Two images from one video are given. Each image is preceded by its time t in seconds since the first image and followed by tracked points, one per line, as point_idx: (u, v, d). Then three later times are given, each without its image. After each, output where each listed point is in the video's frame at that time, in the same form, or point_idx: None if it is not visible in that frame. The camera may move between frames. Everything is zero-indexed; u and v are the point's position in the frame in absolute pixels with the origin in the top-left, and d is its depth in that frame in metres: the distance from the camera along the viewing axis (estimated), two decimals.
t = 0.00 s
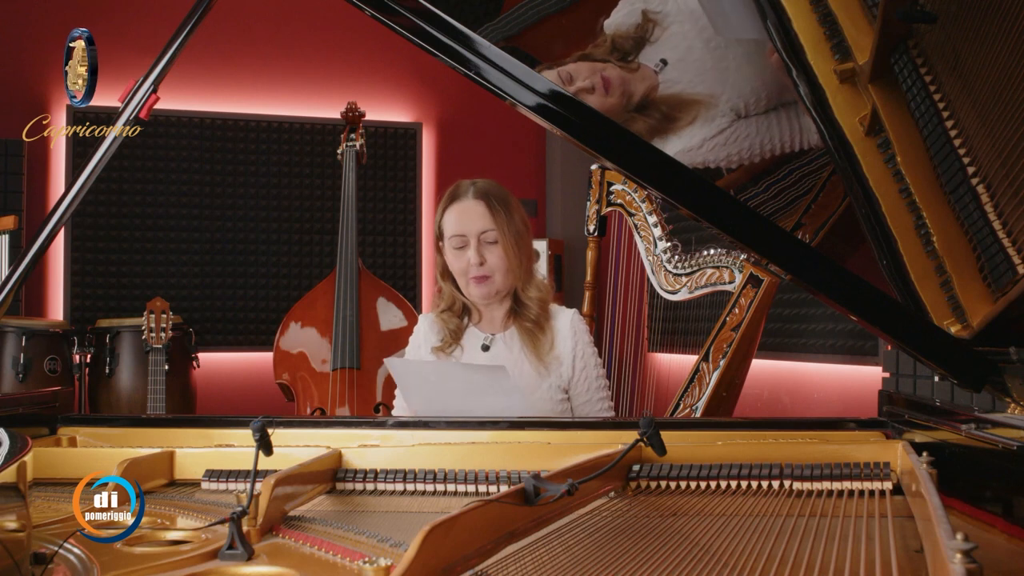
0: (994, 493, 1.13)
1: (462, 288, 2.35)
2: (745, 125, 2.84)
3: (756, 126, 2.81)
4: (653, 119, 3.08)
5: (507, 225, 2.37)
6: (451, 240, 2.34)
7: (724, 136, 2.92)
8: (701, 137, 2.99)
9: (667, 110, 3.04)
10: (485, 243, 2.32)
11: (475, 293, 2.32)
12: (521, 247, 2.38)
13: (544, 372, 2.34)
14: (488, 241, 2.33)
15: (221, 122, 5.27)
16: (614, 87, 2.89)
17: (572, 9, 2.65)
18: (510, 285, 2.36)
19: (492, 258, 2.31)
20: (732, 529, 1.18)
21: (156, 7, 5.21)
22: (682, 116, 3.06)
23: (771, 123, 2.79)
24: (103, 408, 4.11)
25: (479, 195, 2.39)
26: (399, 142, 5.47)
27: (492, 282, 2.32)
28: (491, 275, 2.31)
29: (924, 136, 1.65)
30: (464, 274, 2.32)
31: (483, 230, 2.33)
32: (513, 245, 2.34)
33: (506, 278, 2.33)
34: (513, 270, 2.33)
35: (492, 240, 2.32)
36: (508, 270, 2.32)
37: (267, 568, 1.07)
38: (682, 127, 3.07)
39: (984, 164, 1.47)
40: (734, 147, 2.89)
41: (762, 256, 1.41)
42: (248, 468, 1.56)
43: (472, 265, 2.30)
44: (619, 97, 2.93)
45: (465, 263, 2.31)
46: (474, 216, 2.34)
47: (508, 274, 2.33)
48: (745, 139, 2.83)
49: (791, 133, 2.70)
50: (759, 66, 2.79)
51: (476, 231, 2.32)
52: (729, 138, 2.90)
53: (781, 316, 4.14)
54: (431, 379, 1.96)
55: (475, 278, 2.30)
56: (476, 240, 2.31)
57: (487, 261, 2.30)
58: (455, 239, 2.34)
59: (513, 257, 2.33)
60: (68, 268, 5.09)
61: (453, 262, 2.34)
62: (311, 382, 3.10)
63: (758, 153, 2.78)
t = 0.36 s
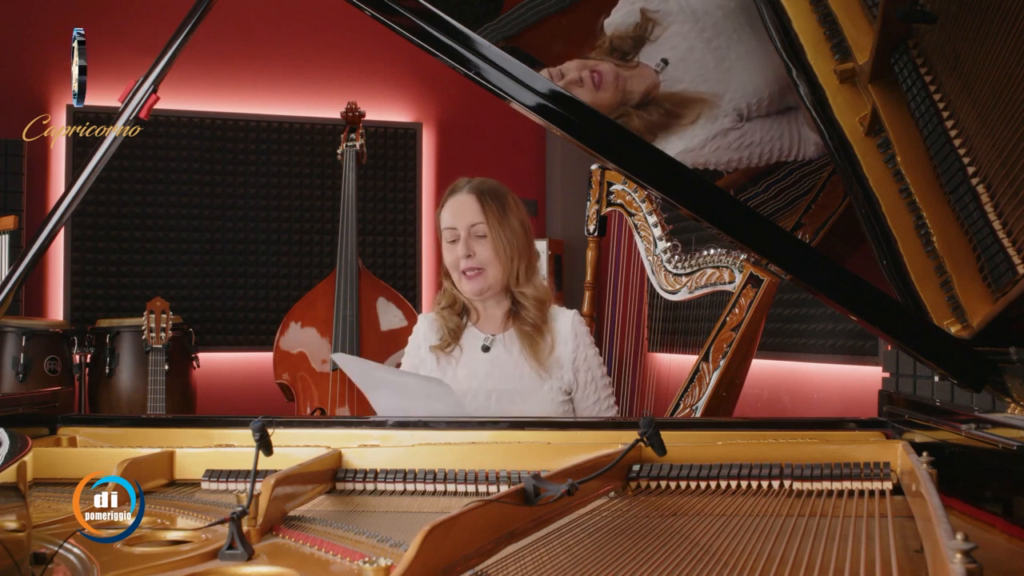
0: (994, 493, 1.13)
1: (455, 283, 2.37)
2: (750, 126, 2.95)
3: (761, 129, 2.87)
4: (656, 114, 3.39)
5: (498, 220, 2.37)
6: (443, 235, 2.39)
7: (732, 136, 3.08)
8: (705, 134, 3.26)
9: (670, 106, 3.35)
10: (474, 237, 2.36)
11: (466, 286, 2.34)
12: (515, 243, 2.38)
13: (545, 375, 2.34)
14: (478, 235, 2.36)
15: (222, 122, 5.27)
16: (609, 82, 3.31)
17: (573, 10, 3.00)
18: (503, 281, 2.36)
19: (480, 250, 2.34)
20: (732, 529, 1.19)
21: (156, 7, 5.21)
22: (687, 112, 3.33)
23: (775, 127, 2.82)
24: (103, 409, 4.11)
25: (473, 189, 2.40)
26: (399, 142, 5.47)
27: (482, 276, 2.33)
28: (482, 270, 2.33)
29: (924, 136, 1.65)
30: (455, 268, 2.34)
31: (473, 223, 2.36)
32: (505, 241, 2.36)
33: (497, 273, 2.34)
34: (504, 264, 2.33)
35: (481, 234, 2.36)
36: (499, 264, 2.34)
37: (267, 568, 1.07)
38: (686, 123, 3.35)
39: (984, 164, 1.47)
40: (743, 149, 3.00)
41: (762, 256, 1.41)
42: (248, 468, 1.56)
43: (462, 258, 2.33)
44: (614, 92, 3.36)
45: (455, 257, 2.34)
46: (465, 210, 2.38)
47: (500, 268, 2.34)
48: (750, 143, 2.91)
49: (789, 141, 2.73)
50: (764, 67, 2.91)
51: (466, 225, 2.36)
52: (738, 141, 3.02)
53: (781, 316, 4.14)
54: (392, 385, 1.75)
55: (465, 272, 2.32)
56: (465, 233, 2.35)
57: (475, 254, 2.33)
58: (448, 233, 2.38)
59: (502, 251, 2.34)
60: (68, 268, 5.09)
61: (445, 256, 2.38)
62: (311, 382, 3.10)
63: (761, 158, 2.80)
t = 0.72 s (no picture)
0: (994, 493, 1.13)
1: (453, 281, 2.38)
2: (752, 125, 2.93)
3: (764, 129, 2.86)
4: (659, 109, 3.34)
5: (496, 218, 2.37)
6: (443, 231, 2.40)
7: (734, 135, 3.03)
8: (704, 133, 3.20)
9: (675, 100, 3.27)
10: (473, 234, 2.36)
11: (463, 282, 2.34)
12: (513, 242, 2.37)
13: (544, 378, 2.35)
14: (476, 232, 2.36)
15: (222, 121, 5.28)
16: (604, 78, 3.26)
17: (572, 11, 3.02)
18: (500, 279, 2.35)
19: (477, 248, 2.34)
20: (732, 529, 1.19)
21: (157, 7, 5.22)
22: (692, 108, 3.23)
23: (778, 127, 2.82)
24: (103, 408, 4.11)
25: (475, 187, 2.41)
26: (399, 141, 5.47)
27: (478, 274, 2.33)
28: (478, 267, 2.33)
29: (924, 136, 1.65)
30: (452, 265, 2.35)
31: (472, 220, 2.36)
32: (502, 239, 2.35)
33: (492, 270, 2.33)
34: (500, 262, 2.33)
35: (479, 230, 2.36)
36: (495, 262, 2.34)
37: (267, 568, 1.07)
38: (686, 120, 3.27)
39: (984, 164, 1.47)
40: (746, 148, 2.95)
41: (762, 256, 1.41)
42: (248, 468, 1.56)
43: (458, 255, 2.34)
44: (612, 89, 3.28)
45: (452, 253, 2.35)
46: (465, 207, 2.38)
47: (496, 266, 2.34)
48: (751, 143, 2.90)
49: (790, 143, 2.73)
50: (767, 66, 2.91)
51: (465, 221, 2.37)
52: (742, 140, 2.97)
53: (781, 316, 4.14)
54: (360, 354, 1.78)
55: (462, 269, 2.33)
56: (463, 230, 2.36)
57: (473, 250, 2.34)
58: (447, 229, 2.39)
59: (500, 249, 2.34)
60: (68, 268, 5.09)
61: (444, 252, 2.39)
62: (311, 382, 3.10)
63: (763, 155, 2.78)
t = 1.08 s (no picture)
0: (994, 493, 1.13)
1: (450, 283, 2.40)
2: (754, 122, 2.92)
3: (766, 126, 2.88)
4: (663, 105, 3.29)
5: (491, 220, 2.36)
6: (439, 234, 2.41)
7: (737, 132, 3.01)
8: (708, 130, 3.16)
9: (678, 96, 3.25)
10: (467, 237, 2.36)
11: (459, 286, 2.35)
12: (508, 245, 2.35)
13: (542, 383, 2.34)
14: (471, 235, 2.36)
15: (222, 122, 5.28)
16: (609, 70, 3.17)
17: (573, 11, 2.99)
18: (496, 282, 2.35)
19: (472, 251, 2.34)
20: (732, 529, 1.19)
21: (157, 7, 5.21)
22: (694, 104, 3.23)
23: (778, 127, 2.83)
24: (103, 409, 4.11)
25: (471, 189, 2.41)
26: (399, 141, 5.47)
27: (472, 278, 2.33)
28: (473, 271, 2.32)
29: (923, 136, 1.65)
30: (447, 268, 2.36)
31: (467, 223, 2.37)
32: (496, 242, 2.34)
33: (487, 273, 2.33)
34: (494, 265, 2.32)
35: (474, 233, 2.36)
36: (489, 265, 2.33)
37: (267, 568, 1.07)
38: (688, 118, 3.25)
39: (984, 164, 1.47)
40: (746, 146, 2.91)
41: (762, 256, 1.41)
42: (248, 468, 1.56)
43: (453, 258, 2.34)
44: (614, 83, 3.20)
45: (448, 257, 2.36)
46: (460, 210, 2.38)
47: (490, 269, 2.33)
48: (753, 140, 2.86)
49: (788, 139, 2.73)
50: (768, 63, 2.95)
51: (460, 224, 2.37)
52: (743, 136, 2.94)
53: (781, 316, 4.14)
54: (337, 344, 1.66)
55: (457, 272, 2.33)
56: (458, 233, 2.36)
57: (467, 253, 2.34)
58: (443, 232, 2.40)
59: (494, 251, 2.33)
60: (68, 268, 5.09)
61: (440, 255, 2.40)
62: (311, 381, 3.10)
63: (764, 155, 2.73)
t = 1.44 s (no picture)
0: (994, 493, 1.13)
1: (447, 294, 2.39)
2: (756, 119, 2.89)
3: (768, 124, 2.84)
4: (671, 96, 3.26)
5: (487, 229, 2.34)
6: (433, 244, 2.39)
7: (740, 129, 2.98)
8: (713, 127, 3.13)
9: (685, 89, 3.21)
10: (463, 248, 2.35)
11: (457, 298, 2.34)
12: (504, 254, 2.34)
13: (541, 392, 2.34)
14: (466, 245, 2.34)
15: (222, 121, 5.28)
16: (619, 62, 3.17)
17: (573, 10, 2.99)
18: (494, 293, 2.34)
19: (468, 262, 2.32)
20: (732, 529, 1.19)
21: (157, 7, 5.21)
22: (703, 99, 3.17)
23: (780, 124, 2.79)
24: (103, 409, 4.11)
25: (464, 197, 2.38)
26: (399, 141, 5.47)
27: (469, 289, 2.32)
28: (471, 282, 2.31)
29: (924, 136, 1.65)
30: (443, 279, 2.35)
31: (461, 234, 2.35)
32: (492, 252, 2.33)
33: (485, 285, 2.31)
34: (491, 276, 2.31)
35: (470, 244, 2.34)
36: (486, 276, 2.31)
37: (267, 568, 1.07)
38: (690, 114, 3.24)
39: (984, 164, 1.47)
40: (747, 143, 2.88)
41: (762, 256, 1.41)
42: (248, 468, 1.56)
43: (450, 270, 2.32)
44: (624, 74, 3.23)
45: (443, 268, 2.34)
46: (454, 219, 2.36)
47: (488, 281, 2.32)
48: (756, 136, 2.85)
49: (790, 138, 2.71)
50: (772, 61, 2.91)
51: (454, 235, 2.35)
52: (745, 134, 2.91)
53: (781, 316, 4.14)
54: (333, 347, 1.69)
55: (453, 283, 2.32)
56: (452, 244, 2.34)
57: (464, 265, 2.31)
58: (437, 242, 2.37)
59: (490, 263, 2.31)
60: (68, 268, 5.09)
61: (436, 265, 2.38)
62: (311, 381, 3.10)
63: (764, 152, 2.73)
